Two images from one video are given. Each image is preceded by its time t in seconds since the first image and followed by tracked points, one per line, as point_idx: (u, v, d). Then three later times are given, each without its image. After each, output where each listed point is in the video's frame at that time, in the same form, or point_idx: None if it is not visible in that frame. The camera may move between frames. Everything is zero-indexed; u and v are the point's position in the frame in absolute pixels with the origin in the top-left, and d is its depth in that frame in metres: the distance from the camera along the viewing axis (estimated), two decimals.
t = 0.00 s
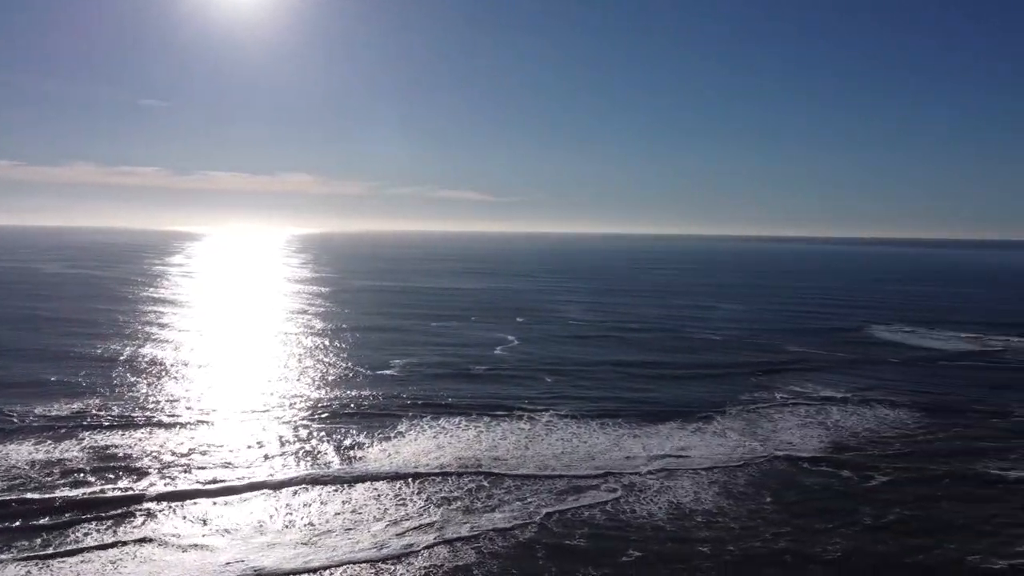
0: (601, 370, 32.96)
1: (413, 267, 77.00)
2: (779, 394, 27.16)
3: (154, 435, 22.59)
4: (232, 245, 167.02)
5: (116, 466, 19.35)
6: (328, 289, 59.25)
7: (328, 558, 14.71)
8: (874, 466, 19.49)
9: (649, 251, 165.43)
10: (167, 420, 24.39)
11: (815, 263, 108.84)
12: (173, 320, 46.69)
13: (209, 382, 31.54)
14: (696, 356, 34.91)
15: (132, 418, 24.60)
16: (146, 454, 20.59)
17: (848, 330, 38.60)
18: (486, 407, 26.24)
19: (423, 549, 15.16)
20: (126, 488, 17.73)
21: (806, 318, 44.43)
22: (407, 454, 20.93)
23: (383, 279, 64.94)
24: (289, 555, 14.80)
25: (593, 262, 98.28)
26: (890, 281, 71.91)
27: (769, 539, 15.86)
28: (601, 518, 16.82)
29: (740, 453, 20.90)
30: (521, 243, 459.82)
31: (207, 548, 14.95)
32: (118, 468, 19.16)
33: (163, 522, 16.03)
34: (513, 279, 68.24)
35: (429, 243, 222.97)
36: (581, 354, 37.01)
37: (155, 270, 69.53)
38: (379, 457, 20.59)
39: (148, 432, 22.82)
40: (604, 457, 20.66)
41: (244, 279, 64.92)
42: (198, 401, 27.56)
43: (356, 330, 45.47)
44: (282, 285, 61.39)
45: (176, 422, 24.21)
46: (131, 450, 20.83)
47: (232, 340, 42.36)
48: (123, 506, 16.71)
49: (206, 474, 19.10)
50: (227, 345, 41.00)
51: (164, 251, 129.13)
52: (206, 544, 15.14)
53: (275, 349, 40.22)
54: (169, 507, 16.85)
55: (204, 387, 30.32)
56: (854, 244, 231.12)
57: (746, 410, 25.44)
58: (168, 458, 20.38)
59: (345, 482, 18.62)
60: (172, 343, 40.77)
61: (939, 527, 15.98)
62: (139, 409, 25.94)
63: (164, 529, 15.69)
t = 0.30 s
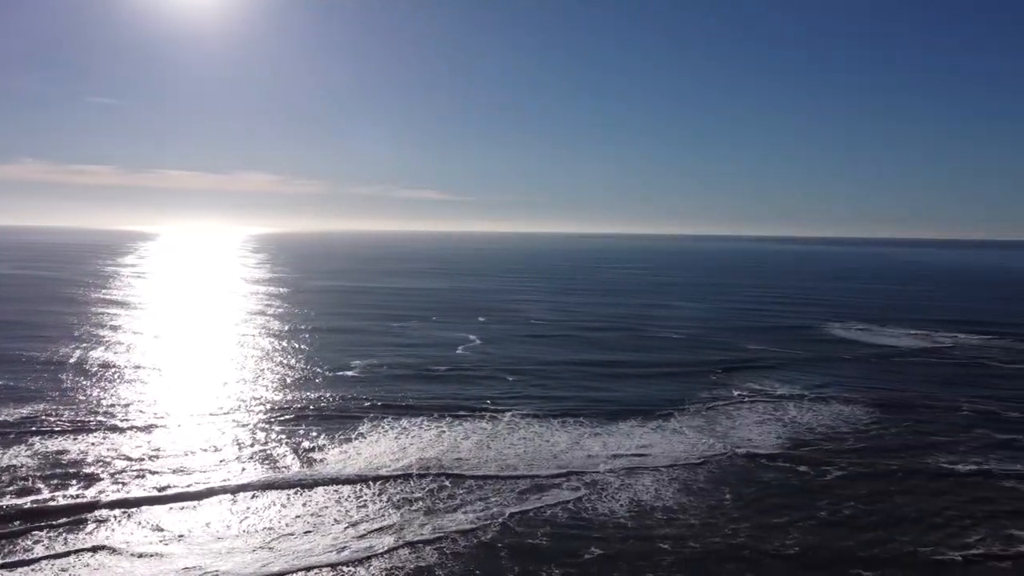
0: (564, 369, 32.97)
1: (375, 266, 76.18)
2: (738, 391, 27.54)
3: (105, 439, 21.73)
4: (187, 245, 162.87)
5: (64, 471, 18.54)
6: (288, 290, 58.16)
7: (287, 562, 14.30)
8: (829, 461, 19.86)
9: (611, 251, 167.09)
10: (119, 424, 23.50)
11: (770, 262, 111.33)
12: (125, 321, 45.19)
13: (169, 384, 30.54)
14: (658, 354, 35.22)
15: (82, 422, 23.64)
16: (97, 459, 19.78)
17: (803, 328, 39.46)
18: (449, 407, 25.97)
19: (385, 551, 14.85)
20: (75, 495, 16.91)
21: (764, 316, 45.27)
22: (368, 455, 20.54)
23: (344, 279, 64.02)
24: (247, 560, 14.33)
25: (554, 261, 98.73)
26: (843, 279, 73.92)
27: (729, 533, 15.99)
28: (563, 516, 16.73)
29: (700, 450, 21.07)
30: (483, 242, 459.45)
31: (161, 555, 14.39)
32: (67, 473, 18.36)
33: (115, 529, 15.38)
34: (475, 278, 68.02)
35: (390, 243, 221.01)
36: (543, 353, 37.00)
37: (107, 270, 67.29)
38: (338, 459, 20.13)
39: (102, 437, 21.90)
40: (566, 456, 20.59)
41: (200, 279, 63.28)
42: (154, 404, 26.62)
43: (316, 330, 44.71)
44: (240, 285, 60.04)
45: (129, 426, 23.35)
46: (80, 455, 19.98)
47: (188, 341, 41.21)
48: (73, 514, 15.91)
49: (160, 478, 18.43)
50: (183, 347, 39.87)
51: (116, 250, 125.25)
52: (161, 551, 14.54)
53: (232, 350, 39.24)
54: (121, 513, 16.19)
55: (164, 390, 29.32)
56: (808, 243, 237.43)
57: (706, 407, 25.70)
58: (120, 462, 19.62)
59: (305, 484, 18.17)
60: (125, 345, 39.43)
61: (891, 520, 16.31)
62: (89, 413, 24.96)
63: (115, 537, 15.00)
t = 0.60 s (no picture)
0: (527, 368, 32.87)
1: (335, 266, 74.99)
2: (698, 389, 27.81)
3: (53, 444, 20.77)
4: (138, 245, 157.94)
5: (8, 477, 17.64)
6: (245, 290, 56.80)
7: (244, 567, 13.83)
8: (786, 457, 20.17)
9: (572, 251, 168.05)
10: (68, 428, 22.51)
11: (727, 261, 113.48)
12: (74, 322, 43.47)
13: (124, 387, 29.44)
14: (619, 353, 35.42)
15: (27, 426, 22.58)
16: (44, 464, 18.89)
17: (760, 326, 40.17)
18: (411, 407, 25.59)
19: (345, 553, 14.49)
20: (21, 503, 16.10)
21: (723, 314, 45.94)
22: (328, 457, 20.06)
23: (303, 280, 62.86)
24: (203, 566, 13.82)
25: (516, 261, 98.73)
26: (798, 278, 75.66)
27: (689, 529, 16.07)
28: (525, 515, 16.59)
29: (660, 447, 21.17)
30: (445, 242, 458.51)
31: (112, 564, 13.77)
32: (11, 480, 17.47)
33: (63, 537, 14.68)
34: (437, 278, 67.54)
35: (350, 242, 218.35)
36: (506, 353, 36.82)
37: (54, 270, 64.72)
38: (296, 462, 19.59)
39: (50, 442, 20.95)
40: (528, 455, 20.44)
41: (153, 280, 61.40)
42: (106, 408, 25.59)
43: (275, 330, 43.73)
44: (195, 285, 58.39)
45: (79, 430, 22.39)
46: (26, 461, 19.05)
47: (141, 343, 39.86)
48: (17, 524, 15.11)
49: (112, 483, 17.67)
50: (135, 348, 38.53)
51: (64, 250, 120.81)
52: (111, 559, 13.93)
53: (187, 351, 38.08)
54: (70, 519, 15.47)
55: (117, 393, 28.21)
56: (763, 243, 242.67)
57: (666, 405, 25.86)
58: (68, 467, 18.76)
59: (263, 487, 17.63)
60: (73, 346, 37.92)
61: (846, 514, 16.60)
62: (35, 417, 23.87)
63: (61, 547, 14.27)
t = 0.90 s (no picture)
0: (490, 368, 32.67)
1: (294, 266, 73.67)
2: (660, 387, 28.01)
3: None
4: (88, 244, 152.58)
5: None
6: (201, 290, 55.33)
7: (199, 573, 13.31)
8: (745, 453, 20.41)
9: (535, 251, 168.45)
10: (11, 433, 21.47)
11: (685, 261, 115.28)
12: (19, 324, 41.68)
13: (73, 390, 28.30)
14: (582, 352, 35.49)
15: None
16: None
17: (719, 325, 40.76)
18: (373, 408, 25.15)
19: (304, 557, 14.07)
20: None
21: (683, 313, 46.52)
22: (287, 459, 19.53)
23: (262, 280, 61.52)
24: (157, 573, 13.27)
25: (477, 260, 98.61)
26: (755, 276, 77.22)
27: (650, 526, 16.09)
28: (488, 515, 16.38)
29: (623, 445, 21.20)
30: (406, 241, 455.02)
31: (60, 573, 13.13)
32: None
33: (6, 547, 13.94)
34: (400, 278, 66.93)
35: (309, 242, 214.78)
36: (469, 353, 36.54)
37: None
38: (252, 465, 18.99)
39: None
40: (490, 455, 20.24)
41: (105, 280, 59.43)
42: (53, 412, 24.51)
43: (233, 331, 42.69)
44: (149, 286, 56.65)
45: (23, 435, 21.37)
46: None
47: (91, 345, 38.44)
48: None
49: (59, 490, 16.88)
50: (85, 350, 37.14)
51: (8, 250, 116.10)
52: (59, 568, 13.28)
53: (140, 352, 36.83)
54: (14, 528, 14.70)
55: (67, 397, 27.04)
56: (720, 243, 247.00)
57: (629, 403, 25.94)
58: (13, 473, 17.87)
59: (220, 491, 17.05)
60: (18, 349, 36.37)
61: (803, 509, 16.84)
62: None
63: (4, 559, 13.55)
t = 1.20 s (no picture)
0: (452, 368, 32.42)
1: (252, 266, 72.22)
2: (621, 385, 28.18)
3: None
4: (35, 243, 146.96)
5: None
6: (155, 291, 53.79)
7: None
8: (705, 450, 20.64)
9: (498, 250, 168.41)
10: None
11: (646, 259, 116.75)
12: None
13: (19, 394, 27.16)
14: (544, 351, 35.51)
15: None
16: None
17: (679, 323, 41.27)
18: (333, 409, 24.68)
19: (263, 561, 13.66)
20: None
21: (644, 311, 47.00)
22: (245, 462, 19.00)
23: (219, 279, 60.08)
24: None
25: (439, 260, 98.06)
26: (714, 275, 78.56)
27: (612, 524, 16.10)
28: (451, 516, 16.16)
29: (585, 444, 21.23)
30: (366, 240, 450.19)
31: None
32: None
33: None
34: (361, 278, 66.16)
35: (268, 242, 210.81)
36: (430, 353, 36.21)
37: None
38: (208, 469, 18.40)
39: None
40: (453, 455, 20.02)
41: (53, 281, 57.37)
42: None
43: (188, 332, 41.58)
44: (100, 286, 54.82)
45: None
46: None
47: (38, 347, 37.00)
48: None
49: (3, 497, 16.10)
50: (32, 352, 35.73)
51: None
52: None
53: (91, 353, 35.60)
54: None
55: (12, 401, 25.91)
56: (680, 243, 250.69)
57: (591, 402, 26.02)
58: None
59: (174, 496, 16.47)
60: None
61: (761, 504, 17.09)
62: None
63: None
